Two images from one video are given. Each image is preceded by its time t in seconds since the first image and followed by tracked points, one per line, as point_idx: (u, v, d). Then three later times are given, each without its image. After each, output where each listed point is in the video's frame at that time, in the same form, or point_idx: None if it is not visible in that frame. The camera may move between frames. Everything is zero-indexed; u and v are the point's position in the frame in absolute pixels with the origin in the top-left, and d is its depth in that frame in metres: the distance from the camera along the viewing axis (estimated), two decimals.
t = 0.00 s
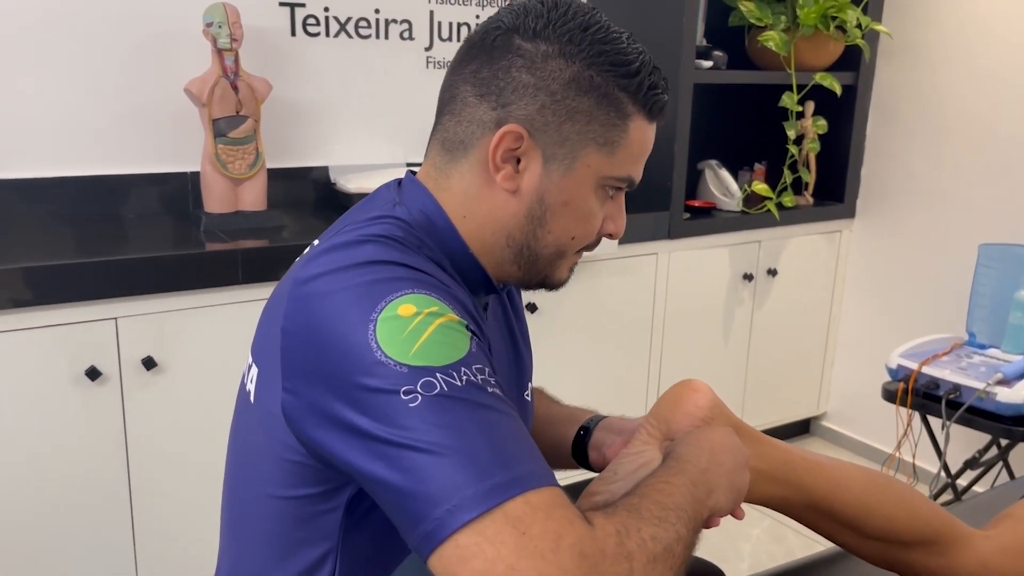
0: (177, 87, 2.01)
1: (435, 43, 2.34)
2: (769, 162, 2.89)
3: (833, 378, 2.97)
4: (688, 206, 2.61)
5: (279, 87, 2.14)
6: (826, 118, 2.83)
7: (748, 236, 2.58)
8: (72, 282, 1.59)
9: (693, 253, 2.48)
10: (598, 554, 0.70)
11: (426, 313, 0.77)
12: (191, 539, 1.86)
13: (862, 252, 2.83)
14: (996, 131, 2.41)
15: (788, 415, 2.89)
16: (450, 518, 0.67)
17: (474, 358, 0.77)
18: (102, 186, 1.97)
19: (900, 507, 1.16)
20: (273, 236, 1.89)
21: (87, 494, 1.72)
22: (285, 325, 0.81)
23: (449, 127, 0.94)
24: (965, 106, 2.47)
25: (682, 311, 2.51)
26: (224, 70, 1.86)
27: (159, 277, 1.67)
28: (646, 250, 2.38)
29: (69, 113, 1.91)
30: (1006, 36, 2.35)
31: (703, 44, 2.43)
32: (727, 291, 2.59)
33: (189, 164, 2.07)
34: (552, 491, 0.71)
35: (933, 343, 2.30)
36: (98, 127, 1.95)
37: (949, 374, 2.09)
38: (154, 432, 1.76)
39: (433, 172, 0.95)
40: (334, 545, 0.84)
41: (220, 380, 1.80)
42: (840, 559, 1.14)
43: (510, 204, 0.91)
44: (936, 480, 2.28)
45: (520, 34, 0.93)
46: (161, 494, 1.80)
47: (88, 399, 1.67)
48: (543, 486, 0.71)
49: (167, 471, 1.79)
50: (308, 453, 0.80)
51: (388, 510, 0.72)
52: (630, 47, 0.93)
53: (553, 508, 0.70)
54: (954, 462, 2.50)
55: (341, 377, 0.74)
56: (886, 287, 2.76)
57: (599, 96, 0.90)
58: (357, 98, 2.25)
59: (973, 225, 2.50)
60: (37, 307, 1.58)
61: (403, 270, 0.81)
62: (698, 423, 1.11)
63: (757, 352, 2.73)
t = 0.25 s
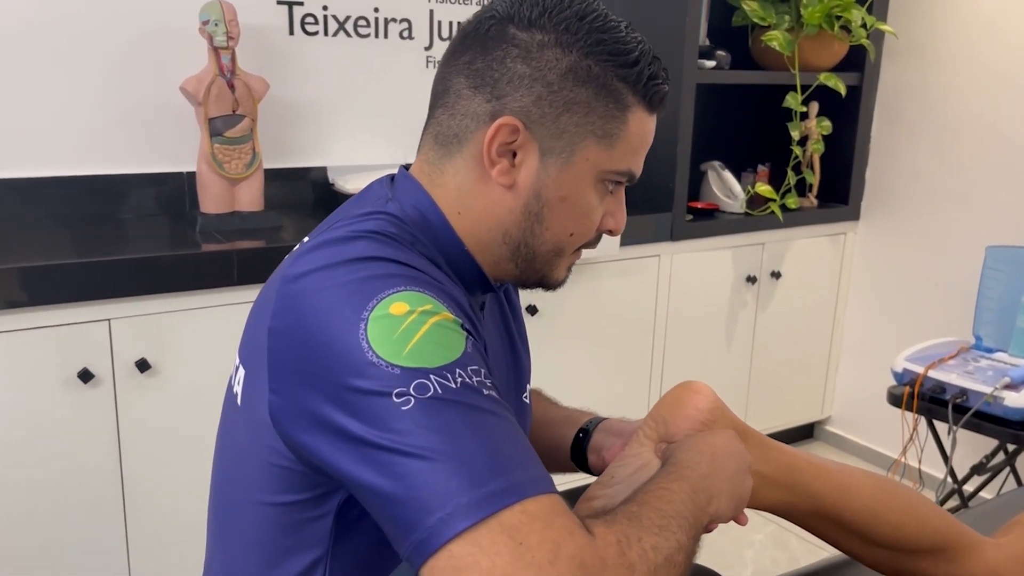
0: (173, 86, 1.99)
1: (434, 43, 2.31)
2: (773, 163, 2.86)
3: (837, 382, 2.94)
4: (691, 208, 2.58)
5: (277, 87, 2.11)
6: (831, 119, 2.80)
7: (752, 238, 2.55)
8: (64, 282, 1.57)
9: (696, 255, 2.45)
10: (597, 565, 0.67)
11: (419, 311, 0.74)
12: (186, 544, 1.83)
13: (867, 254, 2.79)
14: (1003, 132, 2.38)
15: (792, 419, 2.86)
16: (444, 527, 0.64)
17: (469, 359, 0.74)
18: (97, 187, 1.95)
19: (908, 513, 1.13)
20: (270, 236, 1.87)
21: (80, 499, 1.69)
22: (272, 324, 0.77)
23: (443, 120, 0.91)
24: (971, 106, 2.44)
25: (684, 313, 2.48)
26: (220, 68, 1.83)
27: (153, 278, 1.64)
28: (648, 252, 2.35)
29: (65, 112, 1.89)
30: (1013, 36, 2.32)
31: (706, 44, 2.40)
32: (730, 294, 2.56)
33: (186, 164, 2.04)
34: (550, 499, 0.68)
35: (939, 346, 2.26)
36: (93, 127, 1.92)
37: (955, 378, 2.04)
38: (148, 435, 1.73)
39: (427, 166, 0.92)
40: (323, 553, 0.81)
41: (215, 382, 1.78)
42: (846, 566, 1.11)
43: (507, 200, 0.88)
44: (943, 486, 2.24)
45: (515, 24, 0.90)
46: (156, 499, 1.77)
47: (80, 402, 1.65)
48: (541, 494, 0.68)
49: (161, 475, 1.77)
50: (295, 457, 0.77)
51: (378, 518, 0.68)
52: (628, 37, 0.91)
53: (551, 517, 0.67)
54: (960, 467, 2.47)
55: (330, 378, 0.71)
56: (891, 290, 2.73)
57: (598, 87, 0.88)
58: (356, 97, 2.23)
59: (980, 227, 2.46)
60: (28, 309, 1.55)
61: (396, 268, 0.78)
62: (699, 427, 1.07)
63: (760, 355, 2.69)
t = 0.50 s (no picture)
0: (170, 89, 1.97)
1: (433, 45, 2.30)
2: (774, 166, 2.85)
3: (839, 386, 2.92)
4: (691, 211, 2.57)
5: (274, 89, 2.10)
6: (832, 122, 2.78)
7: (753, 241, 2.54)
8: (59, 287, 1.55)
9: (696, 258, 2.43)
10: None
11: (415, 320, 0.72)
12: (182, 550, 1.82)
13: (868, 257, 2.78)
14: (1005, 135, 2.36)
15: (793, 424, 2.84)
16: (440, 543, 0.63)
17: (466, 369, 0.73)
18: (94, 190, 1.93)
19: (910, 520, 1.12)
20: (267, 240, 1.85)
21: (75, 505, 1.68)
22: (266, 331, 0.76)
23: (440, 123, 0.90)
24: (973, 109, 2.43)
25: (685, 317, 2.46)
26: (217, 71, 1.82)
27: (149, 282, 1.63)
28: (648, 255, 2.34)
29: (62, 115, 1.88)
30: (1014, 38, 2.31)
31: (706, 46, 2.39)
32: (731, 297, 2.54)
33: (183, 167, 2.03)
34: (547, 514, 0.67)
35: (941, 350, 2.25)
36: (90, 129, 1.91)
37: (957, 383, 2.02)
38: (143, 440, 1.72)
39: (424, 170, 0.91)
40: (317, 565, 0.79)
41: (212, 387, 1.76)
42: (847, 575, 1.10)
43: (505, 205, 0.87)
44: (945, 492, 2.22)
45: (511, 25, 0.89)
46: (151, 504, 1.76)
47: (75, 407, 1.63)
48: (539, 509, 0.67)
49: (157, 480, 1.75)
50: (290, 467, 0.75)
51: (373, 532, 0.67)
52: (626, 36, 0.90)
53: (548, 532, 0.66)
54: (962, 472, 2.45)
55: (325, 387, 0.70)
56: (893, 293, 2.71)
57: (596, 88, 0.86)
58: (354, 100, 2.21)
59: (982, 230, 2.45)
60: (23, 313, 1.54)
61: (393, 274, 0.77)
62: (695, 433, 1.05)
63: (761, 359, 2.68)
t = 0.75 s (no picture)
0: (169, 92, 1.97)
1: (433, 47, 2.30)
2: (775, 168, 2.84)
3: (841, 389, 2.91)
4: (692, 213, 2.56)
5: (273, 92, 2.09)
6: (833, 123, 2.78)
7: (754, 244, 2.53)
8: (56, 291, 1.54)
9: (697, 260, 2.42)
10: None
11: (413, 322, 0.71)
12: (181, 554, 1.81)
13: (870, 260, 2.77)
14: (1007, 137, 2.35)
15: (795, 427, 2.83)
16: (439, 545, 0.61)
17: (464, 371, 0.72)
18: (92, 193, 1.93)
19: (911, 524, 1.11)
20: (265, 243, 1.85)
21: (73, 510, 1.67)
22: (262, 334, 0.75)
23: (437, 127, 0.89)
24: (974, 110, 2.42)
25: (686, 320, 2.45)
26: (216, 73, 1.82)
27: (146, 286, 1.62)
28: (649, 258, 2.33)
29: (61, 118, 1.87)
30: (1016, 40, 2.30)
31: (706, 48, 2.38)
32: (732, 300, 2.53)
33: (182, 170, 2.02)
34: (549, 516, 0.66)
35: (944, 352, 2.23)
36: (88, 133, 1.91)
37: (959, 385, 2.00)
38: (141, 445, 1.71)
39: (422, 174, 0.90)
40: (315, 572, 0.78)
41: (210, 391, 1.75)
42: None
43: (505, 206, 0.86)
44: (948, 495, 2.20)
45: (505, 25, 0.89)
46: (150, 508, 1.75)
47: (73, 411, 1.62)
48: (540, 511, 0.66)
49: (155, 485, 1.74)
50: (286, 473, 0.74)
51: (372, 537, 0.66)
52: (623, 32, 0.89)
53: (550, 534, 0.65)
54: (965, 476, 2.44)
55: (321, 390, 0.69)
56: (895, 296, 2.70)
57: (593, 85, 0.85)
58: (354, 102, 2.21)
59: (984, 232, 2.44)
60: (20, 317, 1.53)
61: (391, 275, 0.76)
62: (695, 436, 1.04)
63: (762, 362, 2.67)
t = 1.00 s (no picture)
0: (167, 94, 1.97)
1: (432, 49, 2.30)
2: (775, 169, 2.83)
3: (842, 390, 2.90)
4: (692, 214, 2.56)
5: (272, 94, 2.09)
6: (833, 124, 2.77)
7: (754, 245, 2.53)
8: (55, 293, 1.54)
9: (697, 261, 2.42)
10: None
11: (404, 324, 0.71)
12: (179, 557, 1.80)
13: (870, 260, 2.76)
14: (1007, 137, 2.35)
15: (795, 428, 2.83)
16: (432, 547, 0.61)
17: (456, 373, 0.72)
18: (91, 196, 1.92)
19: (908, 525, 1.11)
20: (264, 245, 1.84)
21: (71, 513, 1.66)
22: (253, 337, 0.75)
23: (430, 130, 0.89)
24: (974, 111, 2.41)
25: (686, 321, 2.45)
26: (214, 75, 1.82)
27: (145, 288, 1.62)
28: (648, 259, 2.33)
29: (59, 121, 1.87)
30: (1015, 40, 2.29)
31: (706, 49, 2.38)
32: (732, 301, 2.53)
33: (180, 173, 2.02)
34: (543, 518, 0.66)
35: (944, 353, 2.23)
36: (86, 135, 1.90)
37: (960, 386, 1.99)
38: (140, 447, 1.70)
39: (415, 177, 0.90)
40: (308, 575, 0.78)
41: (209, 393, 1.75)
42: None
43: (499, 208, 0.85)
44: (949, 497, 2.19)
45: (496, 28, 0.89)
46: (148, 511, 1.75)
47: (71, 414, 1.62)
48: (533, 513, 0.65)
49: (154, 487, 1.74)
50: (278, 477, 0.74)
51: (365, 541, 0.65)
52: (614, 32, 0.88)
53: (546, 536, 0.65)
54: (967, 476, 2.43)
55: (312, 393, 0.68)
56: (895, 297, 2.69)
57: (585, 85, 0.85)
58: (352, 104, 2.21)
59: (985, 232, 2.43)
60: (18, 319, 1.53)
61: (382, 278, 0.75)
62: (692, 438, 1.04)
63: (762, 364, 2.66)
